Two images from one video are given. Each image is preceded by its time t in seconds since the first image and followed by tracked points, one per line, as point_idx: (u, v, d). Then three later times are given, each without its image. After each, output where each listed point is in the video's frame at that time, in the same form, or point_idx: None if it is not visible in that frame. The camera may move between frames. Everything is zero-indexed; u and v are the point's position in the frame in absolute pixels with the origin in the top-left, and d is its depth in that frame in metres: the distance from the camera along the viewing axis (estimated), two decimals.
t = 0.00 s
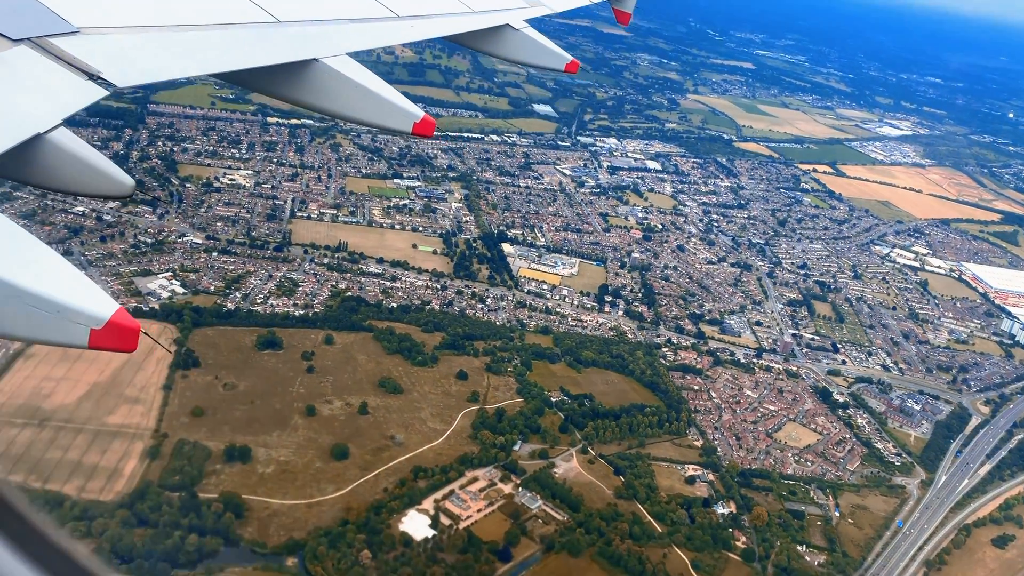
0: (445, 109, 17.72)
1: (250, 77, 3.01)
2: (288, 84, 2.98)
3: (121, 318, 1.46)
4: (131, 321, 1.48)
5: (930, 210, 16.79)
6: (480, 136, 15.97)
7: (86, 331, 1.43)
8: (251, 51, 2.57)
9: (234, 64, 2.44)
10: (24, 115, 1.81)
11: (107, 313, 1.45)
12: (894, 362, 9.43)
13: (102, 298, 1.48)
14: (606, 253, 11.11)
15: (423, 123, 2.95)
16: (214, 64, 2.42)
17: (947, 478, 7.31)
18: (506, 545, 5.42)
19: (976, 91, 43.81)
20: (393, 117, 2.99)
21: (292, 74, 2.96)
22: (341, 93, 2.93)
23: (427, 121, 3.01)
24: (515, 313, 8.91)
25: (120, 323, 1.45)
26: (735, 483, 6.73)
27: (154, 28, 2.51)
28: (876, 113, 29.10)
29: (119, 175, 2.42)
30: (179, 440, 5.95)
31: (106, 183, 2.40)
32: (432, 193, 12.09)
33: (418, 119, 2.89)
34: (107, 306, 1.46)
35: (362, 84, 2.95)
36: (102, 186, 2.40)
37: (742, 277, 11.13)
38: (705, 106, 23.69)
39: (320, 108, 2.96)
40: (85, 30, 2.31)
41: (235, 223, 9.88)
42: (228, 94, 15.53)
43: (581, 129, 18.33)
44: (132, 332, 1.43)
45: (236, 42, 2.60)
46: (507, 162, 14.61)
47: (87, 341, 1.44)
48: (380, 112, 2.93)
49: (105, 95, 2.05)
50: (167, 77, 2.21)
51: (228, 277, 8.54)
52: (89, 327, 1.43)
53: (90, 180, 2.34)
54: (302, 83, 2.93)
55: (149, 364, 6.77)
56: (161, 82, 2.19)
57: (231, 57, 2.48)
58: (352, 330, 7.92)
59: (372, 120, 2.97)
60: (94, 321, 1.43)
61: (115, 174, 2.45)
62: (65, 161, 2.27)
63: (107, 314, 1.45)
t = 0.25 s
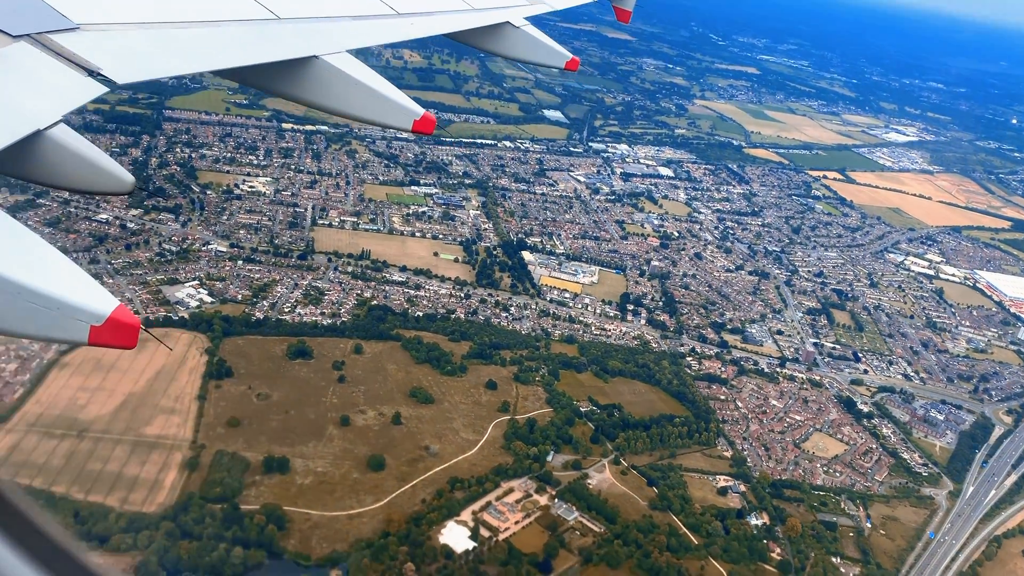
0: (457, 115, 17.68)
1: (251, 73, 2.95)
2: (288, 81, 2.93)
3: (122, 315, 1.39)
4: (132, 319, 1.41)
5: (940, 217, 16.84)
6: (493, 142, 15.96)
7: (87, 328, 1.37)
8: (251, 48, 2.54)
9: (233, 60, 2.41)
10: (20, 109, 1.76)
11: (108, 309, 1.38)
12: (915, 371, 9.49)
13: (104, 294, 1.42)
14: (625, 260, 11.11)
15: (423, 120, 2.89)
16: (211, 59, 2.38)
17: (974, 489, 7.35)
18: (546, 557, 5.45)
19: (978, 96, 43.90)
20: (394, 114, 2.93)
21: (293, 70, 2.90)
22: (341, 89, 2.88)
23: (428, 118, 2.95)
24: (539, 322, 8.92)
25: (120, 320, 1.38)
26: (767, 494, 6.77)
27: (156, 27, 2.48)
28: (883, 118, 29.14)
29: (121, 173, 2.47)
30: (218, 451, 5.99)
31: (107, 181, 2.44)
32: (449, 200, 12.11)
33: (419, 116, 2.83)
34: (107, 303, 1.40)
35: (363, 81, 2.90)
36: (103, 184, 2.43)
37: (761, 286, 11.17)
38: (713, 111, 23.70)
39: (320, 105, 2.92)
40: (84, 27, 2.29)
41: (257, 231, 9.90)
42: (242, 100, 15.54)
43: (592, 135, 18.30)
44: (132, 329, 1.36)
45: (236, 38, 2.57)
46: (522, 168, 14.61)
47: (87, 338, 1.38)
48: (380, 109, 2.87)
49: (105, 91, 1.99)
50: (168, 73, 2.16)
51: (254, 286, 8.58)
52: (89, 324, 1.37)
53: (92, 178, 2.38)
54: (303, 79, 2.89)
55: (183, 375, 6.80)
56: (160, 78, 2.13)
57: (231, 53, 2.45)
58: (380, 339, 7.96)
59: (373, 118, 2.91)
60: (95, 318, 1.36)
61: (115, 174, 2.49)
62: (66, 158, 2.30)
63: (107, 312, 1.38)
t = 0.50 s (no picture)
0: (468, 122, 17.67)
1: (245, 71, 2.82)
2: (285, 80, 2.80)
3: (119, 313, 1.36)
4: (130, 318, 1.38)
5: (951, 226, 16.89)
6: (505, 150, 15.96)
7: (85, 327, 1.34)
8: (252, 46, 2.41)
9: (235, 59, 2.29)
10: (16, 109, 1.67)
11: (106, 308, 1.35)
12: (936, 382, 9.51)
13: (102, 291, 1.39)
14: (644, 270, 11.09)
15: (423, 121, 2.76)
16: (213, 59, 2.26)
17: (1003, 502, 7.36)
18: (587, 572, 5.45)
19: (980, 103, 44.06)
20: (393, 115, 2.80)
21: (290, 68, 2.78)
22: (341, 88, 2.75)
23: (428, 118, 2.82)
24: (563, 333, 8.91)
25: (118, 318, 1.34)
26: (799, 507, 6.79)
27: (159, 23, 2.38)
28: (888, 125, 29.21)
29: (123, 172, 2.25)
30: (254, 464, 5.99)
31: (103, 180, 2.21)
32: (466, 209, 12.11)
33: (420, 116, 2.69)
34: (104, 302, 1.36)
35: (362, 80, 2.77)
36: (100, 185, 2.20)
37: (779, 296, 11.20)
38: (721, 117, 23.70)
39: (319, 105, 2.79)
40: (81, 26, 2.17)
41: (279, 240, 9.90)
42: (255, 108, 15.53)
43: (602, 142, 18.23)
44: (133, 331, 1.34)
45: (235, 37, 2.45)
46: (535, 176, 14.58)
47: (84, 336, 1.35)
48: (377, 108, 2.74)
49: (102, 90, 1.90)
50: (169, 72, 2.06)
51: (279, 297, 8.59)
52: (87, 322, 1.34)
53: (89, 179, 2.15)
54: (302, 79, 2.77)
55: (214, 388, 6.81)
56: (165, 76, 2.03)
57: (232, 52, 2.33)
58: (407, 350, 7.96)
59: (372, 117, 2.78)
60: (93, 317, 1.33)
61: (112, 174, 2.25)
62: (64, 158, 2.08)
63: (104, 310, 1.35)
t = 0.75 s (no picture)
0: (482, 128, 17.66)
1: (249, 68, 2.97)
2: (288, 76, 2.94)
3: (122, 310, 1.37)
4: (132, 314, 1.39)
5: (966, 232, 16.88)
6: (521, 156, 15.95)
7: (87, 324, 1.35)
8: (248, 44, 2.56)
9: (231, 56, 2.43)
10: (23, 103, 1.76)
11: (107, 305, 1.36)
12: (962, 391, 9.52)
13: (102, 289, 1.40)
14: (666, 278, 11.09)
15: (422, 117, 2.88)
16: (208, 55, 2.40)
17: None
18: None
19: (987, 107, 43.98)
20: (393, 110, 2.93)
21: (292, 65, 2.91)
22: (341, 84, 2.89)
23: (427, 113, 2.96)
24: (591, 342, 8.91)
25: (122, 314, 1.36)
26: (834, 518, 6.80)
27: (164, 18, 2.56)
28: (897, 129, 29.16)
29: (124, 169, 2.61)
30: (295, 476, 6.02)
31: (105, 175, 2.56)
32: (487, 216, 12.12)
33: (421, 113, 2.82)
34: (107, 299, 1.38)
35: (362, 76, 2.90)
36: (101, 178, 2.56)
37: (801, 303, 11.22)
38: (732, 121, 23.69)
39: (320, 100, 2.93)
40: (83, 23, 2.32)
41: (304, 249, 9.94)
42: (272, 113, 15.55)
43: (616, 148, 18.16)
44: (133, 325, 1.35)
45: (233, 35, 2.59)
46: (552, 183, 14.55)
47: (86, 333, 1.36)
48: (380, 106, 2.88)
49: (105, 87, 2.01)
50: (164, 69, 2.20)
51: (309, 306, 8.62)
52: (88, 320, 1.35)
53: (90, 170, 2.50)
54: (303, 74, 2.90)
55: (251, 398, 6.83)
56: (158, 72, 2.18)
57: (232, 50, 2.48)
58: (438, 360, 7.98)
59: (372, 113, 2.92)
60: (95, 314, 1.34)
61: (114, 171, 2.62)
62: (66, 153, 2.44)
63: (106, 306, 1.37)
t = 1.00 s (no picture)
0: (499, 134, 17.66)
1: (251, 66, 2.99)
2: (290, 75, 2.95)
3: (126, 307, 1.42)
4: (137, 312, 1.43)
5: (985, 237, 16.83)
6: (539, 162, 15.94)
7: (91, 321, 1.38)
8: (251, 43, 2.62)
9: (233, 54, 2.50)
10: (30, 103, 1.84)
11: (111, 303, 1.40)
12: (992, 399, 9.49)
13: (109, 290, 1.44)
14: (691, 285, 11.09)
15: (425, 113, 2.88)
16: (211, 53, 2.48)
17: None
18: None
19: (996, 109, 43.83)
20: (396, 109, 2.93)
21: (295, 64, 2.93)
22: (343, 83, 2.91)
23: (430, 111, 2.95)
24: (621, 351, 8.90)
25: (126, 312, 1.40)
26: (874, 529, 6.77)
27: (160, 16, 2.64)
28: (909, 133, 29.09)
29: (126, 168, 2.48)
30: (338, 489, 6.03)
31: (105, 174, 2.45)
32: (509, 223, 12.11)
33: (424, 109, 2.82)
34: (112, 298, 1.43)
35: (364, 73, 2.92)
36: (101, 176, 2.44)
37: (827, 311, 11.20)
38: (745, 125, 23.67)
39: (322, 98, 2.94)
40: (87, 20, 2.41)
41: (332, 258, 9.97)
42: (291, 120, 15.57)
43: (632, 153, 18.13)
44: (137, 320, 1.39)
45: (237, 33, 2.66)
46: (572, 189, 14.53)
47: (92, 332, 1.39)
48: (384, 103, 2.89)
49: (110, 85, 2.11)
50: (169, 66, 2.29)
51: (340, 315, 8.65)
52: (93, 317, 1.39)
53: (93, 172, 2.39)
54: (305, 73, 2.92)
55: (289, 410, 6.86)
56: (161, 71, 2.25)
57: (235, 48, 2.56)
58: (472, 370, 7.98)
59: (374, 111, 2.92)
60: (99, 311, 1.38)
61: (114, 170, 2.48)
62: (70, 152, 2.34)
63: (111, 305, 1.41)
